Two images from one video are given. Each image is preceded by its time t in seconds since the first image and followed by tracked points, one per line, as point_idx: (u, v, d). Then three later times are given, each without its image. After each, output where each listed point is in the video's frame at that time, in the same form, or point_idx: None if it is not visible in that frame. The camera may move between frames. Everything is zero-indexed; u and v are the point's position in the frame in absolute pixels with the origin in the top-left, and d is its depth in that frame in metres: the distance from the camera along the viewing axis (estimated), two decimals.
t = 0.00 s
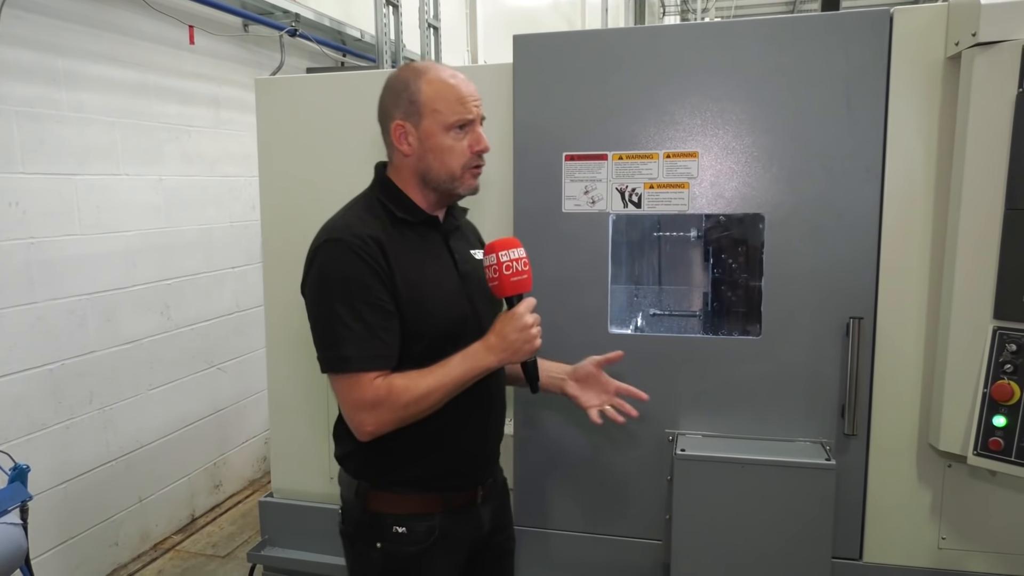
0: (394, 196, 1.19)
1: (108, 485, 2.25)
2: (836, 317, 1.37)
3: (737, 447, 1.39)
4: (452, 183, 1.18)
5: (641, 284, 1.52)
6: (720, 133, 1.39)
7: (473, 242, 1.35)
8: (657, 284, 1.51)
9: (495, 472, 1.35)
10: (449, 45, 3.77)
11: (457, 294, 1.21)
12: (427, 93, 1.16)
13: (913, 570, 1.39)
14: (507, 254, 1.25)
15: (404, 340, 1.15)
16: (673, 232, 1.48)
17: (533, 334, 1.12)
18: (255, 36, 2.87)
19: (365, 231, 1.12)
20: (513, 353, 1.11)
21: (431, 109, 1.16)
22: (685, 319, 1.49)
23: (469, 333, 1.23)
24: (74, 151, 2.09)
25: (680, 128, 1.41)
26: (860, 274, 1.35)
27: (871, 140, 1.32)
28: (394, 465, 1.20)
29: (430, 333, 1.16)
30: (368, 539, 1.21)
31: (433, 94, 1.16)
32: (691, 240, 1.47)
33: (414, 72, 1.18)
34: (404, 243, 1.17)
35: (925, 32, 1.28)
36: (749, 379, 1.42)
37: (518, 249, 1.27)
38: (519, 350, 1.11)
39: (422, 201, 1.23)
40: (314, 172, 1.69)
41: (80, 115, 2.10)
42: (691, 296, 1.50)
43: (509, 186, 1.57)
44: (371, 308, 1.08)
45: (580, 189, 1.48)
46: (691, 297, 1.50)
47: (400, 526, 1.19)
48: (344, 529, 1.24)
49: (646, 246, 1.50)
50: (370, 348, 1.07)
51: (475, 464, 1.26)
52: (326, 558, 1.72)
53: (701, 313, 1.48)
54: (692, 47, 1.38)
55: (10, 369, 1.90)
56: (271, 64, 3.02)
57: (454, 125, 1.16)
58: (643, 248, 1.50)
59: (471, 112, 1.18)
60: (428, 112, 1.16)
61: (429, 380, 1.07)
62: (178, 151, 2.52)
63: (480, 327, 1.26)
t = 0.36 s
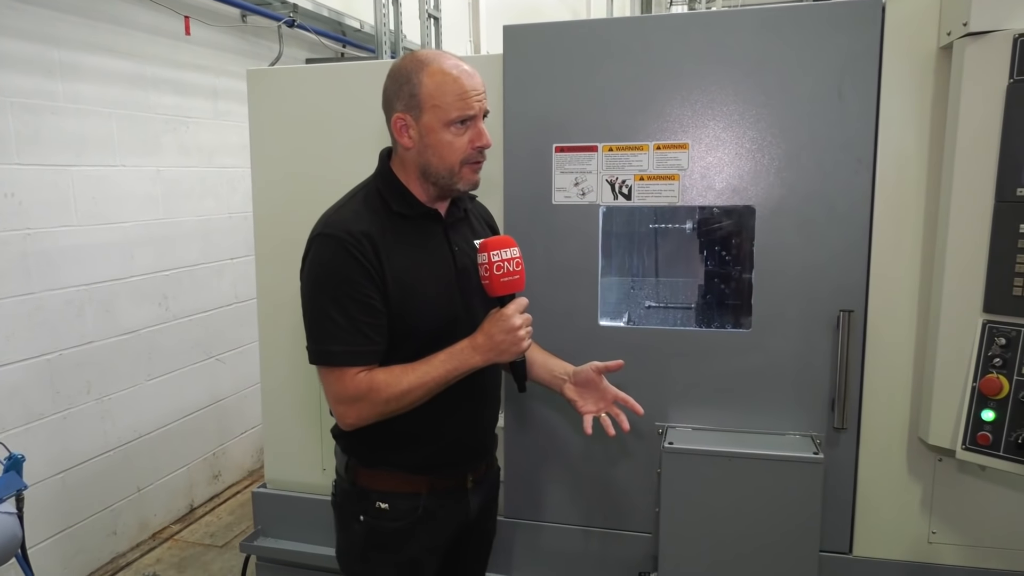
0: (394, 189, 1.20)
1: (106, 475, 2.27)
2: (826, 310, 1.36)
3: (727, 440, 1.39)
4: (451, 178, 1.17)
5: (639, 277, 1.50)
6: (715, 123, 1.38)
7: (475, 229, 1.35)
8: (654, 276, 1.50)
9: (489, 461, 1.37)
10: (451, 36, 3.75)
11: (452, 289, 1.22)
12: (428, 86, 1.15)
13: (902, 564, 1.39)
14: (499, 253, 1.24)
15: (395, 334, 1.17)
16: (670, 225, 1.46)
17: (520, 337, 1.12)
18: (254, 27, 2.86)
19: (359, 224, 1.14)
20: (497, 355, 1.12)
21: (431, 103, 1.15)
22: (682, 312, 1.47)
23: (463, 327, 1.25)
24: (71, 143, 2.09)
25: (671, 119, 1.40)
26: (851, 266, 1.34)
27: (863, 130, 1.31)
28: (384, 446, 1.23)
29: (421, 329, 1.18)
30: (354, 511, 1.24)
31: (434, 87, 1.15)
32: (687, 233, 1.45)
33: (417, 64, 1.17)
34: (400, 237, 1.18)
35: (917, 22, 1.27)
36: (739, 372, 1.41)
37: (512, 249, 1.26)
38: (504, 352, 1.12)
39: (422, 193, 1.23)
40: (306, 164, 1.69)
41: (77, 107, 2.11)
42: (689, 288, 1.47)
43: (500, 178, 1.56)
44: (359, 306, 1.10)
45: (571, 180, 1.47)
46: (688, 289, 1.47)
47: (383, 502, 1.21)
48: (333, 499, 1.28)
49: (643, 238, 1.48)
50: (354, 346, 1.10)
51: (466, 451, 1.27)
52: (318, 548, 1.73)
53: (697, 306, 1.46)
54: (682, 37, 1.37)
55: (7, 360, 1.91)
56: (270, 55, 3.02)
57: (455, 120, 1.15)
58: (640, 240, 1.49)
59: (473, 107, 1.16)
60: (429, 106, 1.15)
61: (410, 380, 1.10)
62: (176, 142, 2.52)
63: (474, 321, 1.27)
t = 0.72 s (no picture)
0: (387, 187, 1.23)
1: (114, 470, 2.29)
2: (827, 309, 1.34)
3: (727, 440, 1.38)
4: (442, 180, 1.20)
5: (645, 274, 1.52)
6: (714, 120, 1.37)
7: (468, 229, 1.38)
8: (660, 274, 1.51)
9: (479, 460, 1.39)
10: (461, 34, 3.75)
11: (441, 289, 1.25)
12: (421, 88, 1.17)
13: (904, 566, 1.37)
14: (488, 256, 1.24)
15: (384, 332, 1.21)
16: (674, 223, 1.47)
17: (507, 337, 1.12)
18: (262, 26, 2.87)
19: (350, 225, 1.18)
20: (483, 356, 1.13)
21: (423, 106, 1.17)
22: (687, 311, 1.48)
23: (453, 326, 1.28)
24: (80, 141, 2.11)
25: (670, 116, 1.39)
26: (853, 265, 1.33)
27: (864, 128, 1.30)
28: (373, 443, 1.26)
29: (409, 327, 1.22)
30: (342, 507, 1.28)
31: (426, 91, 1.17)
32: (690, 230, 1.46)
33: (411, 67, 1.19)
34: (390, 237, 1.21)
35: (919, 18, 1.25)
36: (739, 371, 1.40)
37: (501, 250, 1.26)
38: (489, 354, 1.12)
39: (415, 192, 1.26)
40: (309, 162, 1.70)
41: (86, 105, 2.13)
42: (695, 286, 1.48)
43: (500, 176, 1.56)
44: (347, 304, 1.14)
45: (571, 178, 1.47)
46: (695, 287, 1.48)
47: (370, 497, 1.24)
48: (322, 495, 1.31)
49: (648, 236, 1.49)
50: (341, 344, 1.14)
51: (454, 449, 1.30)
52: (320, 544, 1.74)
53: (702, 304, 1.47)
54: (682, 34, 1.36)
55: (15, 355, 1.93)
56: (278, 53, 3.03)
57: (446, 124, 1.17)
58: (645, 238, 1.50)
59: (464, 110, 1.18)
60: (421, 109, 1.17)
61: (393, 379, 1.14)
62: (184, 140, 2.53)
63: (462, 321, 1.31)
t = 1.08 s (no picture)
0: (352, 192, 1.16)
1: (126, 470, 2.31)
2: (834, 311, 1.33)
3: (733, 443, 1.37)
4: (407, 182, 1.12)
5: (654, 276, 1.52)
6: (720, 121, 1.36)
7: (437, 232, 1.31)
8: (669, 275, 1.52)
9: (455, 465, 1.33)
10: (472, 36, 3.76)
11: (407, 293, 1.18)
12: (385, 88, 1.11)
13: (914, 571, 1.36)
14: (450, 256, 1.19)
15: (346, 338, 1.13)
16: (682, 224, 1.47)
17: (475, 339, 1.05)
18: (273, 29, 2.89)
19: (308, 224, 1.10)
20: (446, 362, 1.05)
21: (387, 106, 1.11)
22: (695, 312, 1.48)
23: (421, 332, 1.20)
24: (93, 144, 2.13)
25: (676, 116, 1.39)
26: (860, 266, 1.31)
27: (872, 127, 1.28)
28: (338, 452, 1.19)
29: (372, 333, 1.14)
30: (310, 519, 1.21)
31: (388, 90, 1.10)
32: (699, 231, 1.46)
33: (374, 66, 1.13)
34: (352, 237, 1.14)
35: (928, 16, 1.24)
36: (746, 373, 1.39)
37: (465, 252, 1.21)
38: (456, 358, 1.05)
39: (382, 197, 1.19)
40: (316, 164, 1.71)
41: (99, 108, 2.15)
42: (703, 287, 1.49)
43: (506, 177, 1.57)
44: (304, 307, 1.06)
45: (577, 179, 1.47)
46: (703, 288, 1.49)
47: (339, 509, 1.18)
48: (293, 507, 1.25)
49: (658, 237, 1.50)
50: (298, 347, 1.06)
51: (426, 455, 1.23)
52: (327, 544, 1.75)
53: (710, 305, 1.47)
54: (687, 34, 1.36)
55: (29, 356, 1.95)
56: (290, 57, 3.05)
57: (411, 124, 1.10)
58: (655, 239, 1.50)
59: (430, 110, 1.11)
60: (384, 110, 1.11)
61: (353, 383, 1.05)
62: (196, 143, 2.56)
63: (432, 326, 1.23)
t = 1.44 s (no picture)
0: (271, 195, 1.12)
1: (143, 471, 2.33)
2: (848, 312, 1.32)
3: (747, 445, 1.36)
4: (323, 174, 1.09)
5: (667, 278, 1.52)
6: (733, 121, 1.36)
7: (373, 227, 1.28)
8: (683, 277, 1.51)
9: (411, 477, 1.29)
10: (487, 38, 3.77)
11: (342, 290, 1.15)
12: (282, 82, 1.07)
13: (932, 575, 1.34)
14: (382, 239, 1.16)
15: (281, 342, 1.09)
16: (696, 226, 1.47)
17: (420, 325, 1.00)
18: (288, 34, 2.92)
19: (231, 229, 1.06)
20: (394, 350, 1.00)
21: (287, 100, 1.07)
22: (708, 315, 1.47)
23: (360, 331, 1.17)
24: (111, 149, 2.16)
25: (689, 117, 1.38)
26: (875, 267, 1.30)
27: (886, 127, 1.27)
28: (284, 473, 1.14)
29: (308, 336, 1.11)
30: (260, 546, 1.17)
31: (285, 83, 1.07)
32: (712, 233, 1.46)
33: (267, 63, 1.09)
34: (278, 239, 1.10)
35: (942, 14, 1.23)
36: (760, 375, 1.39)
37: (397, 233, 1.18)
38: (402, 347, 1.00)
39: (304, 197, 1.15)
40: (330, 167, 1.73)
41: (117, 114, 2.17)
42: (716, 289, 1.48)
43: (517, 180, 1.57)
44: (235, 312, 1.02)
45: (588, 181, 1.47)
46: (716, 290, 1.48)
47: (288, 535, 1.13)
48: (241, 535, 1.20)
49: (671, 239, 1.49)
50: (232, 355, 1.00)
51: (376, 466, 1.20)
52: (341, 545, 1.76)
53: (723, 307, 1.46)
54: (698, 35, 1.35)
55: (49, 358, 1.98)
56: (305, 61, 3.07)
57: (316, 113, 1.07)
58: (668, 240, 1.50)
59: (333, 96, 1.08)
60: (285, 104, 1.07)
61: (295, 387, 0.99)
62: (212, 147, 2.58)
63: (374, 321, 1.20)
